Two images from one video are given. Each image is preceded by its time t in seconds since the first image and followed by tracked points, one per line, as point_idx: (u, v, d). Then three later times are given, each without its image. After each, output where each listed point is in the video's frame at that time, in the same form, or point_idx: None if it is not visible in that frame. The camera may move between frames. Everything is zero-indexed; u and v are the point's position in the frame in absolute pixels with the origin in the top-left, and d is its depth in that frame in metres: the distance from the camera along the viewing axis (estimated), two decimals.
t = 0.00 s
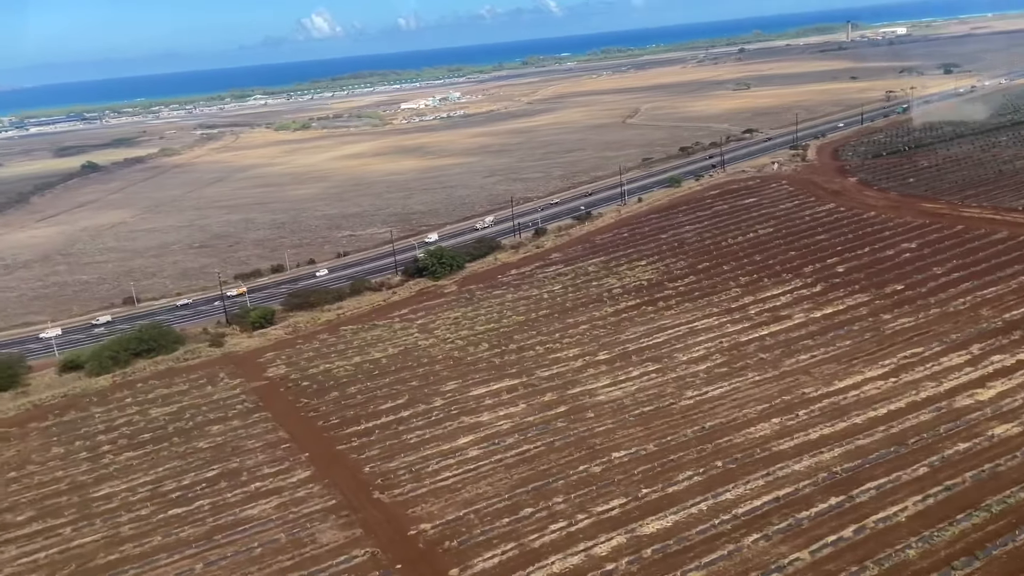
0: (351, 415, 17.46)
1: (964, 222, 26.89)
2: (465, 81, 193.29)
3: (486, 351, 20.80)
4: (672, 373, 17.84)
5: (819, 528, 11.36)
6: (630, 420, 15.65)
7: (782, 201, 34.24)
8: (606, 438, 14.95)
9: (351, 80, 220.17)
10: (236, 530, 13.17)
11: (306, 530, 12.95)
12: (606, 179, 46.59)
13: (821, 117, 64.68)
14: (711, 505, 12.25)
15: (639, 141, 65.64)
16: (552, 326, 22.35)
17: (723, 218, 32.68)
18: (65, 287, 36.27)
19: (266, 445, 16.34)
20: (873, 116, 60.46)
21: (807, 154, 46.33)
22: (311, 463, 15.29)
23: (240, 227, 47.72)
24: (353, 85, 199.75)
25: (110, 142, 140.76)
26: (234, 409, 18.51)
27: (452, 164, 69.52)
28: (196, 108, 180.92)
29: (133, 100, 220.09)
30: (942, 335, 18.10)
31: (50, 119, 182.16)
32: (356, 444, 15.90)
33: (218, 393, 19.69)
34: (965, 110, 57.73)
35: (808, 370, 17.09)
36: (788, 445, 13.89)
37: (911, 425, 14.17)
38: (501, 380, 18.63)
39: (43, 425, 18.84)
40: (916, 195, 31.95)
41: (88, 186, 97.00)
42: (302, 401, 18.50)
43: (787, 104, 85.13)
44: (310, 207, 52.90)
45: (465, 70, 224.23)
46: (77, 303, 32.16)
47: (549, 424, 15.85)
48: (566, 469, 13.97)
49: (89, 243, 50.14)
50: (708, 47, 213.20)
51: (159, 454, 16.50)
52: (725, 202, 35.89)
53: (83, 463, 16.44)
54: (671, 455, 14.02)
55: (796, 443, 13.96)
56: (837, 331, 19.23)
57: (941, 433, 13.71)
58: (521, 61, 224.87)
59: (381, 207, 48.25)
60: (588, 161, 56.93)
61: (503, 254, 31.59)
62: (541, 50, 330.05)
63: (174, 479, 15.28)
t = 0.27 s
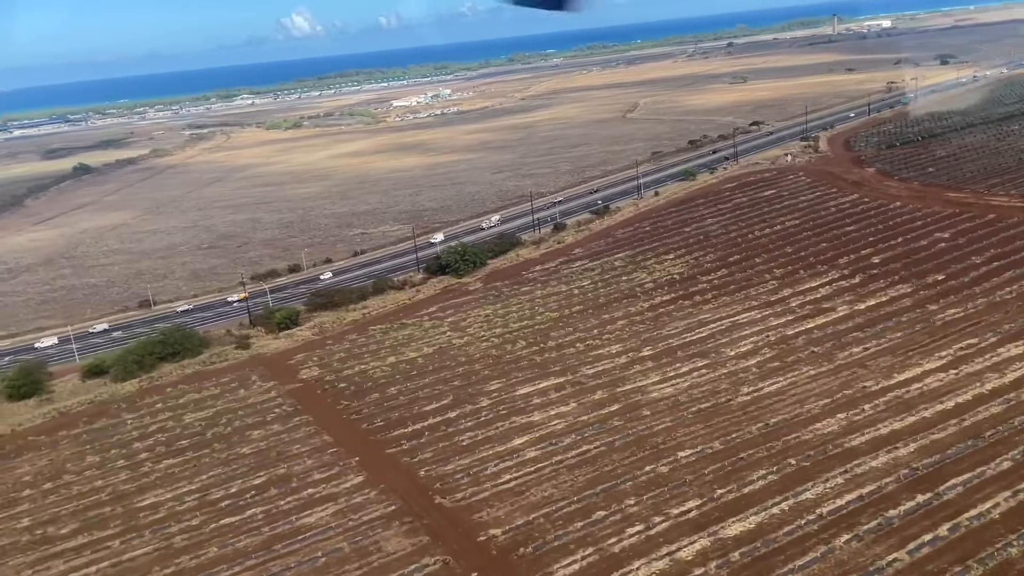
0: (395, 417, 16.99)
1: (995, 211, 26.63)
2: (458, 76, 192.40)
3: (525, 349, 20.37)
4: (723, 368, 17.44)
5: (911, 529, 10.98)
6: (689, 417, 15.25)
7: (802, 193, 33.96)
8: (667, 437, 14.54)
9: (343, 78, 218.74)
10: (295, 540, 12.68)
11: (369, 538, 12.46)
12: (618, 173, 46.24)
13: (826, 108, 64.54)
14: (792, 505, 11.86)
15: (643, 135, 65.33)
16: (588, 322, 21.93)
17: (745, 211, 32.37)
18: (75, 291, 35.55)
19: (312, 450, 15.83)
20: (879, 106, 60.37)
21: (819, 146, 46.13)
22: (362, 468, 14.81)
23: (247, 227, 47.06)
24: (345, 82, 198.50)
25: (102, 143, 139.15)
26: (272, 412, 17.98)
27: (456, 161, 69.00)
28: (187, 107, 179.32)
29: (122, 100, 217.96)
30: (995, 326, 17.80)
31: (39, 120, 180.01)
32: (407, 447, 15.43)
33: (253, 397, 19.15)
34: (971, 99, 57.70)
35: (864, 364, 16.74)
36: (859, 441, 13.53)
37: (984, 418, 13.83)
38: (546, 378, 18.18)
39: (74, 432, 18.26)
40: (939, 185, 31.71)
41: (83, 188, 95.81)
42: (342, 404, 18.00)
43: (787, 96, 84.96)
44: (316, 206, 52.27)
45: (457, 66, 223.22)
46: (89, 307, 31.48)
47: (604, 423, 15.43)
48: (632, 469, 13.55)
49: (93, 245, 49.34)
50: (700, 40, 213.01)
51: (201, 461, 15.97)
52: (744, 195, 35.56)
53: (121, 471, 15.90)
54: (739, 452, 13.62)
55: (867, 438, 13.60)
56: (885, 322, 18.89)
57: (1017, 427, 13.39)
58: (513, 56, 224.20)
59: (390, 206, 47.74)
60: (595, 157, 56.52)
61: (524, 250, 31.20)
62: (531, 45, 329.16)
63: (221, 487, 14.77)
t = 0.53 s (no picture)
0: (443, 420, 16.49)
1: None
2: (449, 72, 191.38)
3: (565, 347, 19.92)
4: (775, 363, 17.05)
5: (1009, 527, 10.62)
6: (751, 414, 14.85)
7: (822, 185, 33.68)
8: (733, 435, 14.14)
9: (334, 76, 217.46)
10: (359, 550, 12.19)
11: (437, 546, 11.97)
12: (629, 168, 45.87)
13: (829, 101, 64.44)
14: (878, 504, 11.48)
15: (647, 131, 65.03)
16: (625, 319, 21.52)
17: (767, 204, 32.05)
18: (84, 295, 34.81)
19: (361, 455, 15.34)
20: (883, 98, 60.33)
21: (830, 138, 45.93)
22: (418, 473, 14.34)
23: (253, 227, 46.37)
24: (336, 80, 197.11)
25: (93, 145, 137.54)
26: (313, 417, 17.49)
27: (458, 159, 68.49)
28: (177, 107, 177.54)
29: (110, 102, 215.63)
30: None
31: (27, 123, 177.77)
32: (461, 451, 14.94)
33: (289, 402, 18.64)
34: (975, 90, 57.74)
35: (922, 356, 16.40)
36: (935, 436, 13.17)
37: None
38: (592, 377, 17.74)
39: (106, 441, 17.70)
40: (962, 175, 31.50)
41: (77, 191, 94.56)
42: (385, 408, 17.50)
43: (785, 90, 84.80)
44: (321, 206, 51.58)
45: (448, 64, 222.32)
46: (102, 312, 30.80)
47: (663, 421, 15.01)
48: (702, 469, 13.15)
49: (96, 248, 48.50)
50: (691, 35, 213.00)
51: (246, 468, 15.45)
52: (763, 188, 35.22)
53: (163, 481, 15.34)
54: (811, 449, 13.23)
55: (942, 433, 13.24)
56: (935, 314, 18.56)
57: None
58: (504, 52, 223.23)
59: (399, 204, 47.19)
60: (601, 153, 56.07)
61: (546, 247, 30.79)
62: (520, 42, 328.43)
63: (272, 495, 14.26)
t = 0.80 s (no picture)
0: (492, 421, 16.05)
1: None
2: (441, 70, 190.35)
3: (606, 345, 19.50)
4: (829, 358, 16.70)
5: None
6: (814, 411, 14.49)
7: (842, 178, 33.46)
8: (801, 433, 13.77)
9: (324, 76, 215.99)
10: (429, 560, 11.74)
11: (511, 554, 11.54)
12: (639, 165, 45.57)
13: (831, 95, 64.41)
14: (969, 503, 11.14)
15: (650, 128, 64.77)
16: (663, 315, 21.12)
17: (788, 198, 31.78)
18: (92, 299, 34.06)
19: (414, 460, 14.87)
20: (886, 91, 60.33)
21: (840, 132, 45.79)
22: (477, 477, 13.89)
23: (260, 229, 45.68)
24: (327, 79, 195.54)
25: (82, 148, 135.77)
26: (355, 421, 17.01)
27: (460, 157, 67.96)
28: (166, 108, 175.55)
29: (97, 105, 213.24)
30: None
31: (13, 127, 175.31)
32: (518, 453, 14.50)
33: (328, 406, 18.15)
34: (978, 83, 57.82)
35: (980, 348, 16.10)
36: (1012, 430, 12.85)
37: None
38: (641, 375, 17.33)
39: (141, 450, 17.14)
40: (983, 167, 31.38)
41: (69, 195, 93.15)
42: (430, 410, 17.06)
43: (784, 85, 84.71)
44: (327, 207, 50.92)
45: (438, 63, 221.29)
46: (115, 317, 30.12)
47: (725, 419, 14.61)
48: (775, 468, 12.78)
49: (98, 252, 47.62)
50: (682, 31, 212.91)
51: (293, 476, 14.95)
52: (781, 182, 34.95)
53: (209, 491, 14.81)
54: (887, 446, 12.88)
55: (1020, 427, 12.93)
56: (985, 305, 18.28)
57: None
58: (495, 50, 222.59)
59: (407, 204, 46.67)
60: (607, 149, 55.68)
61: (568, 244, 30.40)
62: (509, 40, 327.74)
63: (325, 503, 13.78)
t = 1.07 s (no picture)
0: (544, 422, 15.61)
1: None
2: (431, 68, 189.49)
3: (647, 342, 19.08)
4: (884, 352, 16.34)
5: None
6: (882, 406, 14.13)
7: (860, 171, 33.30)
8: (871, 428, 13.40)
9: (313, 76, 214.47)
10: (502, 568, 11.30)
11: (589, 559, 11.12)
12: (649, 161, 45.29)
13: (831, 90, 64.43)
14: None
15: (653, 125, 64.55)
16: (701, 310, 20.75)
17: (809, 191, 31.58)
18: (101, 304, 33.32)
19: (467, 463, 14.41)
20: (886, 84, 60.48)
21: (848, 125, 45.73)
22: (537, 481, 13.45)
23: (265, 231, 45.01)
24: (316, 78, 194.20)
25: (71, 151, 133.93)
26: (399, 425, 16.53)
27: (461, 156, 67.44)
28: (154, 109, 173.62)
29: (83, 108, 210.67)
30: None
31: None
32: (577, 455, 14.07)
33: (367, 409, 17.66)
34: (978, 75, 58.05)
35: None
36: None
37: None
38: (690, 371, 16.92)
39: (177, 458, 16.59)
40: (1002, 158, 31.29)
41: (60, 200, 91.70)
42: (475, 412, 16.60)
43: (781, 80, 84.67)
44: (331, 207, 50.28)
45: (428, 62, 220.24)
46: (128, 321, 29.43)
47: (788, 416, 14.22)
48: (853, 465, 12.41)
49: (99, 256, 46.72)
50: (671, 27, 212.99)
51: (343, 483, 14.46)
52: (798, 176, 34.73)
53: (256, 500, 14.29)
54: (966, 442, 12.53)
55: None
56: None
57: None
58: (484, 49, 221.86)
59: (415, 204, 46.16)
60: (612, 146, 55.35)
61: (589, 239, 30.02)
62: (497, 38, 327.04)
63: (382, 510, 13.32)
